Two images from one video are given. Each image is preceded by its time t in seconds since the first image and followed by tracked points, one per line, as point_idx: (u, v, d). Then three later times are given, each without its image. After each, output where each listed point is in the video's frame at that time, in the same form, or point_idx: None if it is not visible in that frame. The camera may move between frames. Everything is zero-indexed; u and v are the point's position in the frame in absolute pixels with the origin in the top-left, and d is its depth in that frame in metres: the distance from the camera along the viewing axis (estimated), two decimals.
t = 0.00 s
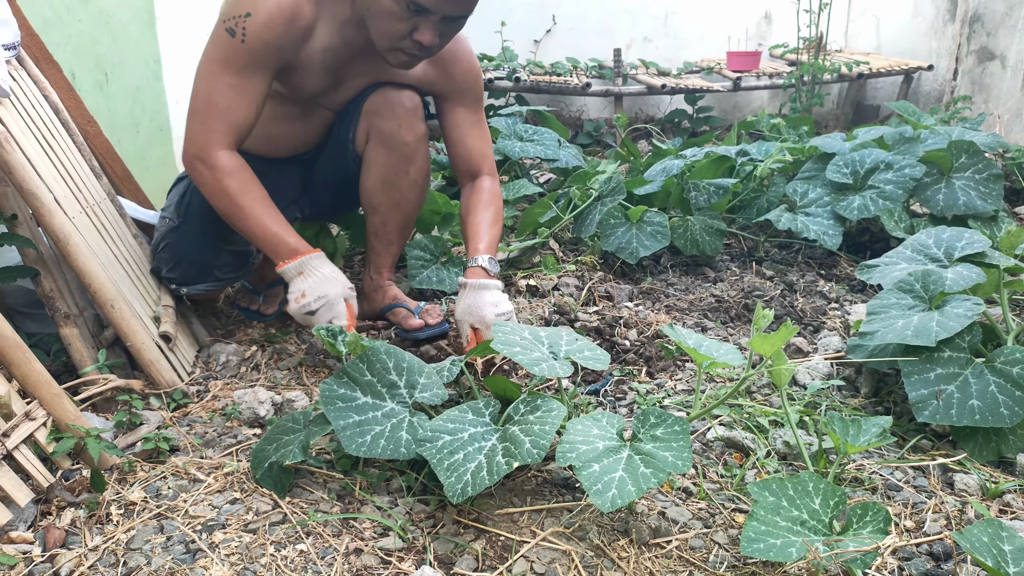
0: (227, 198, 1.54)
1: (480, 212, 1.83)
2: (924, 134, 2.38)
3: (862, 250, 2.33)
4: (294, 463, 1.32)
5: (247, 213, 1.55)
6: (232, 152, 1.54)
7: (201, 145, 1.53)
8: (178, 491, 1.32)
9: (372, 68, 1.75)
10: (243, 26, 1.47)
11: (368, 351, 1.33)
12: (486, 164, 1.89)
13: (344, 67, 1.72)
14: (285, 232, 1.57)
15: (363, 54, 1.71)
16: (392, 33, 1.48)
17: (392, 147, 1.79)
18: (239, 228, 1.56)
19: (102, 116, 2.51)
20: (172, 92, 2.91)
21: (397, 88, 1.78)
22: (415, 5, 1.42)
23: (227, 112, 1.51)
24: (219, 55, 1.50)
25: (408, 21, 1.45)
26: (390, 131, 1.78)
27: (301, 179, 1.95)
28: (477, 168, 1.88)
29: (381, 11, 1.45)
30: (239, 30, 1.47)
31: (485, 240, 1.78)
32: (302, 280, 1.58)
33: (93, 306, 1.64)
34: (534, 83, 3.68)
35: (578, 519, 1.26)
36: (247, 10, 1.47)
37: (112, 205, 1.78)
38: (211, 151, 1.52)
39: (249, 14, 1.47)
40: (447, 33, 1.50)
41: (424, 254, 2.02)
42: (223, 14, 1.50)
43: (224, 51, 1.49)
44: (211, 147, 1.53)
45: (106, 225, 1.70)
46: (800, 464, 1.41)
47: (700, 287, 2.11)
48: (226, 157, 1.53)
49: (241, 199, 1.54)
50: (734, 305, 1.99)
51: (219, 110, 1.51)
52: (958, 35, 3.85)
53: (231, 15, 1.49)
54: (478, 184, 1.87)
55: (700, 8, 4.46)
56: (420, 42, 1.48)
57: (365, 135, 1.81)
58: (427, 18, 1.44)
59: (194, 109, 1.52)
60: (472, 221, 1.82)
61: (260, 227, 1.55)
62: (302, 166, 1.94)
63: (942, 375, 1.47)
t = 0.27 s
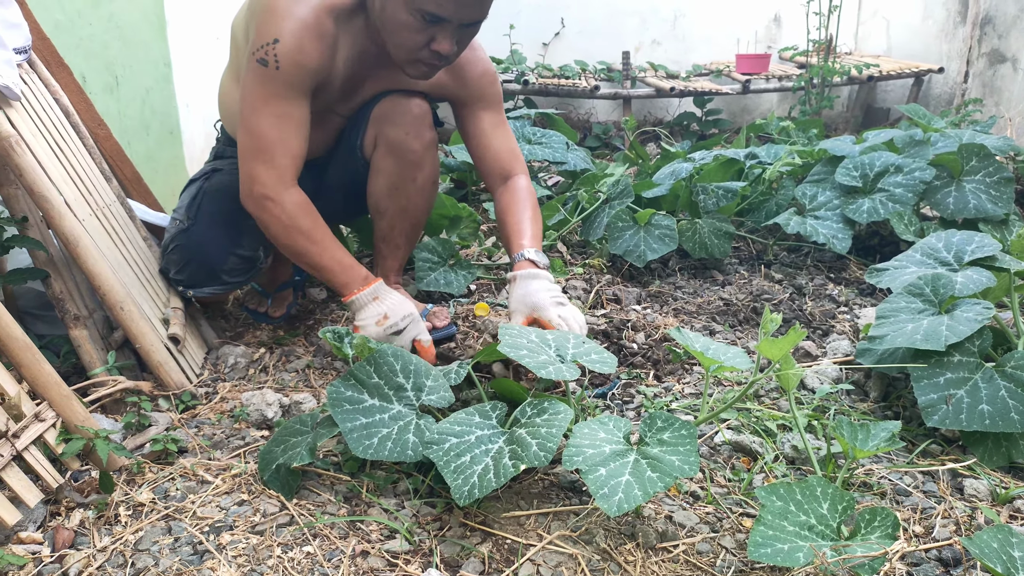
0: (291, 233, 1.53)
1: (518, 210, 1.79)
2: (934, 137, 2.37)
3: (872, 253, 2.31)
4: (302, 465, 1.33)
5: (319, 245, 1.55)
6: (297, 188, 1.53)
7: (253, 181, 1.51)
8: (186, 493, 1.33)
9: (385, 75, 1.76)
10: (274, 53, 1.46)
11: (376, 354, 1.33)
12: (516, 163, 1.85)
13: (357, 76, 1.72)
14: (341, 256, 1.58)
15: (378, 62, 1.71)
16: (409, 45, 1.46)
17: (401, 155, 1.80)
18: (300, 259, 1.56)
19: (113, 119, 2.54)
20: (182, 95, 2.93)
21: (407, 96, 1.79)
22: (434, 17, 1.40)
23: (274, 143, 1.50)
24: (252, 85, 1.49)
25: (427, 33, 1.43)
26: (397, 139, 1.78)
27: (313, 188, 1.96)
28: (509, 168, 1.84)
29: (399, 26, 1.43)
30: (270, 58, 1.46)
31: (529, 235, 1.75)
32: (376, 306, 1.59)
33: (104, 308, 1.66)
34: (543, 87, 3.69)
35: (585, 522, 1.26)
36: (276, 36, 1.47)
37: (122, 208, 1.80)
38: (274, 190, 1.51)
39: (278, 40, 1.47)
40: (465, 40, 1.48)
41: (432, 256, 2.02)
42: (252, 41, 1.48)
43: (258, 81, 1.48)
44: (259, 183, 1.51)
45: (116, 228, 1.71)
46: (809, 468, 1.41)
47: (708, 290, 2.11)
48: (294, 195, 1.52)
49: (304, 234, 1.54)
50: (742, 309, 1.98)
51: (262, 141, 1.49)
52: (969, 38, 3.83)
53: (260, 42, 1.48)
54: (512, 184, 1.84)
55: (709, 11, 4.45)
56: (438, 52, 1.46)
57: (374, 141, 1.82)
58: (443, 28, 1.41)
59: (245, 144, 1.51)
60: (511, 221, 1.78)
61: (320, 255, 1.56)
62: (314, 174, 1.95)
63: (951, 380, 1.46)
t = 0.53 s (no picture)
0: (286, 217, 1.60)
1: (521, 222, 1.71)
2: (940, 136, 2.36)
3: (878, 253, 2.31)
4: (307, 463, 1.33)
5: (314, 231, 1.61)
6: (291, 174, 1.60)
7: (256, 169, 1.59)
8: (193, 491, 1.34)
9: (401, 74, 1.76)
10: (294, 57, 1.48)
11: (382, 352, 1.33)
12: (523, 169, 1.79)
13: (373, 75, 1.73)
14: (334, 238, 1.62)
15: (395, 62, 1.71)
16: (442, 52, 1.45)
17: (411, 153, 1.80)
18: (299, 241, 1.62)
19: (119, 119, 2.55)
20: (189, 94, 2.93)
21: (420, 96, 1.79)
22: (471, 23, 1.40)
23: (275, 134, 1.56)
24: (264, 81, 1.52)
25: (464, 38, 1.42)
26: (407, 138, 1.79)
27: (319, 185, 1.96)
28: (515, 174, 1.78)
29: (434, 32, 1.42)
30: (288, 62, 1.48)
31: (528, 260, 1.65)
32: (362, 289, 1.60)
33: (111, 306, 1.66)
34: (549, 86, 3.69)
35: (590, 521, 1.26)
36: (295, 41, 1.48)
37: (129, 207, 1.80)
38: (265, 172, 1.59)
39: (297, 45, 1.48)
40: (497, 43, 1.49)
41: (438, 256, 2.02)
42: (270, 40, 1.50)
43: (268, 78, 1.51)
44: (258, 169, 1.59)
45: (124, 227, 1.72)
46: (814, 468, 1.40)
47: (714, 290, 2.10)
48: (284, 179, 1.60)
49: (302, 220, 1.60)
50: (748, 308, 1.98)
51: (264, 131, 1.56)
52: (976, 38, 3.85)
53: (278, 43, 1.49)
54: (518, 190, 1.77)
55: (715, 11, 4.44)
56: (473, 56, 1.47)
57: (384, 139, 1.82)
58: (479, 35, 1.42)
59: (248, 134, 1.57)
60: (511, 237, 1.70)
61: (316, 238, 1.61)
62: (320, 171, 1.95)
63: (957, 380, 1.46)
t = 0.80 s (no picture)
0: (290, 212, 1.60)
1: (492, 231, 1.72)
2: (949, 140, 2.35)
3: (886, 256, 2.30)
4: (313, 464, 1.33)
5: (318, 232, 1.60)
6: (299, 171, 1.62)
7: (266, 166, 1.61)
8: (199, 490, 1.34)
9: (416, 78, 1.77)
10: (306, 55, 1.51)
11: (387, 360, 1.31)
12: (509, 185, 1.80)
13: (388, 79, 1.73)
14: (334, 239, 1.61)
15: (411, 66, 1.72)
16: (468, 55, 1.46)
17: (420, 158, 1.80)
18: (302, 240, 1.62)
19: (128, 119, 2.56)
20: (198, 95, 2.94)
21: (433, 101, 1.79)
22: (498, 28, 1.40)
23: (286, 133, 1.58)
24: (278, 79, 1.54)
25: (488, 43, 1.43)
26: (418, 143, 1.79)
27: (329, 189, 1.95)
28: (498, 188, 1.79)
29: (460, 36, 1.43)
30: (301, 60, 1.51)
31: (490, 262, 1.67)
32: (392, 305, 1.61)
33: (119, 306, 1.67)
34: (556, 88, 3.69)
35: (595, 524, 1.26)
36: (309, 39, 1.51)
37: (138, 207, 1.81)
38: (272, 168, 1.60)
39: (310, 43, 1.51)
40: (520, 49, 1.49)
41: (444, 257, 2.03)
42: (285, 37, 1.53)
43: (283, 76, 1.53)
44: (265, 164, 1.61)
45: (132, 227, 1.73)
46: (821, 472, 1.40)
47: (721, 292, 2.10)
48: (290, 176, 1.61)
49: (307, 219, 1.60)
50: (755, 311, 1.98)
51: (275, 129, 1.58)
52: (986, 40, 3.83)
53: (294, 41, 1.52)
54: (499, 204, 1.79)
55: (722, 13, 4.44)
56: (496, 61, 1.47)
57: (394, 143, 1.82)
58: (505, 38, 1.42)
59: (258, 130, 1.60)
60: (480, 241, 1.72)
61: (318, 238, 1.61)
62: (329, 174, 1.94)
63: (966, 384, 1.45)
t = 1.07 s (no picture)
0: (351, 248, 1.55)
1: (493, 226, 1.73)
2: (953, 142, 2.35)
3: (890, 258, 2.30)
4: (318, 466, 1.34)
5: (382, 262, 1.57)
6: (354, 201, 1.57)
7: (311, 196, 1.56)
8: (205, 492, 1.35)
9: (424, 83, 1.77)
10: (325, 68, 1.48)
11: (387, 371, 1.32)
12: (515, 184, 1.80)
13: (399, 83, 1.73)
14: (401, 271, 1.57)
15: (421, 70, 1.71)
16: (474, 61, 1.47)
17: (429, 161, 1.82)
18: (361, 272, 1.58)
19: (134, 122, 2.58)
20: (203, 97, 2.96)
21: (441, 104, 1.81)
22: (503, 35, 1.41)
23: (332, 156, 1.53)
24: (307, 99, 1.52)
25: (494, 50, 1.44)
26: (426, 146, 1.81)
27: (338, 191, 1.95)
28: (504, 186, 1.80)
29: (467, 43, 1.43)
30: (321, 74, 1.48)
31: (492, 251, 1.68)
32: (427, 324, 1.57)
33: (125, 308, 1.68)
34: (559, 90, 3.69)
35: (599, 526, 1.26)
36: (325, 51, 1.48)
37: (143, 210, 1.82)
38: (328, 202, 1.55)
39: (327, 55, 1.48)
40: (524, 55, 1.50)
41: (448, 259, 2.03)
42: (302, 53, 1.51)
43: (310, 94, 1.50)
44: (315, 195, 1.56)
45: (138, 230, 1.74)
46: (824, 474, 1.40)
47: (724, 294, 2.10)
48: (350, 207, 1.56)
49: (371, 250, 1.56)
50: (758, 313, 1.98)
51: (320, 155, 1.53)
52: (990, 42, 3.83)
53: (310, 56, 1.50)
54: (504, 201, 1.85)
55: (726, 15, 4.45)
56: (500, 68, 1.48)
57: (403, 146, 1.84)
58: (511, 45, 1.43)
59: (304, 160, 1.55)
60: (482, 234, 1.72)
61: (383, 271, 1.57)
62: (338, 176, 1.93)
63: (969, 387, 1.45)
